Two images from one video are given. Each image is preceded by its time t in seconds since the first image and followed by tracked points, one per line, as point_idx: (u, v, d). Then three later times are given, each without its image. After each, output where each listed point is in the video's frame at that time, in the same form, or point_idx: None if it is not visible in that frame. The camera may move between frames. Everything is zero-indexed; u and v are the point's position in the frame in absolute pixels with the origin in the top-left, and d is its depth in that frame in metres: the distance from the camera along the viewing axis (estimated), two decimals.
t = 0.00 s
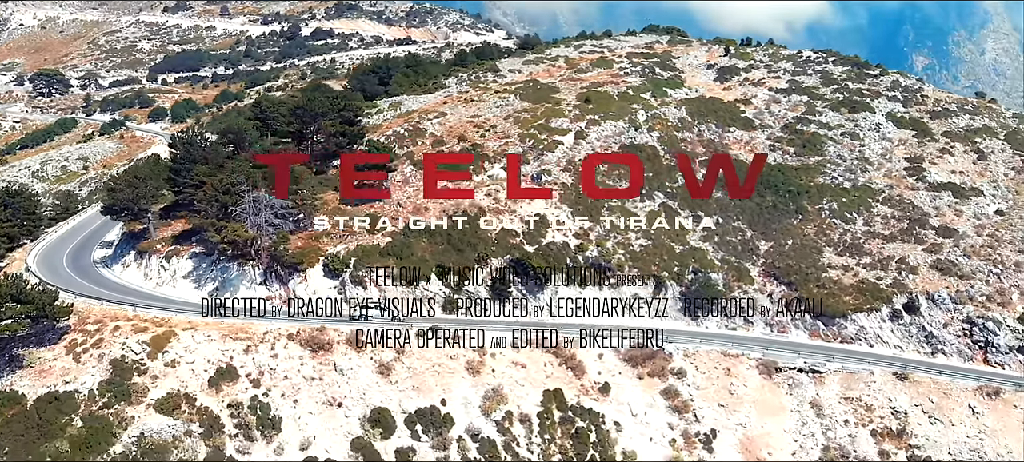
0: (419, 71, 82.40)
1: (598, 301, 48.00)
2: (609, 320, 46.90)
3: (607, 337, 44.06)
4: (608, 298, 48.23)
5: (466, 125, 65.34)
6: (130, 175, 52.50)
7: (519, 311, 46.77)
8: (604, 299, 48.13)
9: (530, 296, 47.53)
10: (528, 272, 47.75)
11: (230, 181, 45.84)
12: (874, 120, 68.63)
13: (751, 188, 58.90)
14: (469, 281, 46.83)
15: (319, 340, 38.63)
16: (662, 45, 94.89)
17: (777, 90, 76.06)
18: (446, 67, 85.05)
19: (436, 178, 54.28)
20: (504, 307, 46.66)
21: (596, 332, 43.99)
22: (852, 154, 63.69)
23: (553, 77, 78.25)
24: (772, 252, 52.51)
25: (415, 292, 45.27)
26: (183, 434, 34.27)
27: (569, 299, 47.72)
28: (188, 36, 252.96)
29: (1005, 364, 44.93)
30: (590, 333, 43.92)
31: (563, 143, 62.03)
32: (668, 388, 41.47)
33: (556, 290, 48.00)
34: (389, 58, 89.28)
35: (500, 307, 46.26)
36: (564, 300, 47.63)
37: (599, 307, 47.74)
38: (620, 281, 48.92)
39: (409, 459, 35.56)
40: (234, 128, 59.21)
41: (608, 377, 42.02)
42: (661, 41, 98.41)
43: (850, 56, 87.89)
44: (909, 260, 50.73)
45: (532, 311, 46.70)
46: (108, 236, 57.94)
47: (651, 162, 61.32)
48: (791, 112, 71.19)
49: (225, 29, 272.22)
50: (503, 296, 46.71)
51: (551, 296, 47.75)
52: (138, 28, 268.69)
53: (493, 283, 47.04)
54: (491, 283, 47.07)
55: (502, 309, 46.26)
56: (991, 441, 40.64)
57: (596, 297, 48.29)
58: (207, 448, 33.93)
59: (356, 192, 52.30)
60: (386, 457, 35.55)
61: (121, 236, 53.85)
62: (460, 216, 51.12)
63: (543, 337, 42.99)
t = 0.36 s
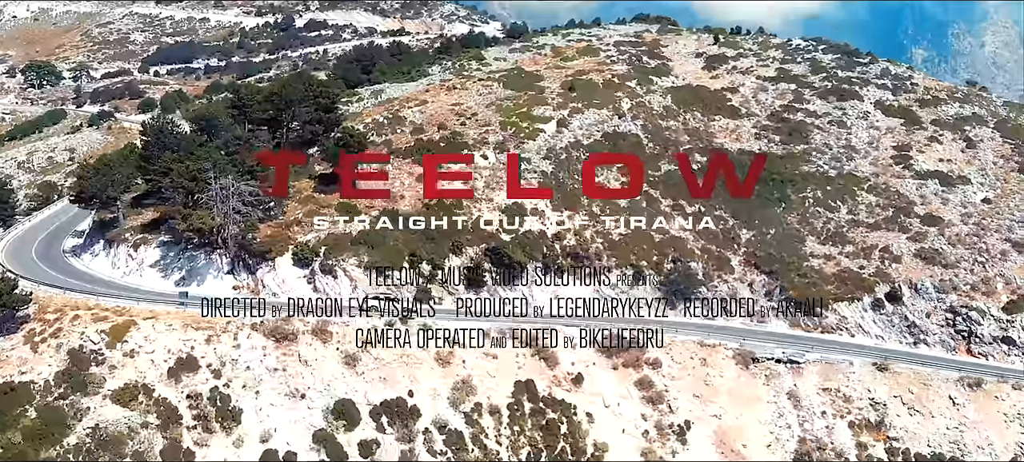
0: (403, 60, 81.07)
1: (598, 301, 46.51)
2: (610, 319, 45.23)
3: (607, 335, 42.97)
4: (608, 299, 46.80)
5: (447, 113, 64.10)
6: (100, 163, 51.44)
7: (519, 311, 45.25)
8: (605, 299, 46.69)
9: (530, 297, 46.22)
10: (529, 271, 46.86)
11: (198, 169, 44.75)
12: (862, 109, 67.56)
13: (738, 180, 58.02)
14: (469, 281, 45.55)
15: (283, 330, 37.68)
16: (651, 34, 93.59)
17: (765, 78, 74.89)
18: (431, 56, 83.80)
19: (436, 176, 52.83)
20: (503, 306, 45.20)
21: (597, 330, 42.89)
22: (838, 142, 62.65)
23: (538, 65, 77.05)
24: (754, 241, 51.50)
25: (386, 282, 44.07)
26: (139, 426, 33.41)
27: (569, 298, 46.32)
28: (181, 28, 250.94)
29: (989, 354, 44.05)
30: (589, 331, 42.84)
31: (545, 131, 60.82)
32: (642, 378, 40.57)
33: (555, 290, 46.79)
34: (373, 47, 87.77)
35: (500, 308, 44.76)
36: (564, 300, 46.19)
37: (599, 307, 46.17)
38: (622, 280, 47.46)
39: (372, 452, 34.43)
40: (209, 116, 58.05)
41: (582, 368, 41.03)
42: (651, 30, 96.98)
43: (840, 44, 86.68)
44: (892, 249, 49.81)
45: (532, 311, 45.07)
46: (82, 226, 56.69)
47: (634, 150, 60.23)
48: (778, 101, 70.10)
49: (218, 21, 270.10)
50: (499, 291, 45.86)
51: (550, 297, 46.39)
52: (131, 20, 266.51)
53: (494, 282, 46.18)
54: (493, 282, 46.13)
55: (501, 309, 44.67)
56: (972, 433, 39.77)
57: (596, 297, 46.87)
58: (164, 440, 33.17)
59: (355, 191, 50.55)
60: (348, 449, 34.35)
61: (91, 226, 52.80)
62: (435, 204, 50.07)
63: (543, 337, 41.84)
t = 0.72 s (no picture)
0: (386, 48, 79.84)
1: (598, 302, 44.80)
2: (585, 309, 44.37)
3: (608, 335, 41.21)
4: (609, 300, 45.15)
5: (427, 100, 62.91)
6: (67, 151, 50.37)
7: (519, 312, 42.69)
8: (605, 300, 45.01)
9: (529, 297, 45.10)
10: (528, 271, 46.09)
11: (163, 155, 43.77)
12: (850, 97, 66.49)
13: (739, 179, 55.94)
14: (469, 282, 44.98)
15: (245, 319, 36.76)
16: (640, 22, 92.33)
17: (753, 67, 73.75)
18: (415, 44, 82.56)
19: (436, 176, 50.91)
20: (503, 308, 42.42)
21: (597, 329, 41.16)
22: (824, 130, 61.63)
23: (523, 53, 75.83)
24: (735, 231, 50.51)
25: (356, 272, 43.04)
26: (93, 417, 32.67)
27: (569, 300, 44.69)
28: (174, 19, 248.90)
29: (971, 345, 43.19)
30: (590, 330, 41.15)
31: (526, 118, 59.59)
32: (616, 369, 39.66)
33: (553, 291, 45.74)
34: (358, 35, 86.46)
35: (499, 308, 41.96)
36: (564, 301, 44.54)
37: (599, 308, 44.42)
38: (621, 280, 46.53)
39: (333, 444, 33.77)
40: (181, 104, 56.85)
41: (554, 358, 40.02)
42: (640, 18, 95.67)
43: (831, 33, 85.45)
44: (875, 238, 48.88)
45: (532, 312, 42.48)
46: (53, 216, 55.69)
47: (616, 138, 59.15)
48: (765, 89, 69.01)
49: (212, 12, 267.97)
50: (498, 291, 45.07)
51: (549, 298, 45.20)
52: (124, 10, 264.21)
53: (494, 282, 45.45)
54: (493, 283, 45.41)
55: (501, 309, 41.98)
56: (951, 425, 38.93)
57: (571, 287, 45.99)
58: (119, 431, 32.47)
59: (354, 191, 48.71)
60: (309, 442, 33.71)
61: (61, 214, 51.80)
62: (409, 193, 49.04)
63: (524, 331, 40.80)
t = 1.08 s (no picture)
0: (369, 37, 78.63)
1: (598, 301, 42.62)
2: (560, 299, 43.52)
3: (606, 336, 40.05)
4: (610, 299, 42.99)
5: (407, 88, 61.71)
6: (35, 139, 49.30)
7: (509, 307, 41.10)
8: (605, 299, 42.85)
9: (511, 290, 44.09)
10: (529, 270, 45.11)
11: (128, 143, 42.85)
12: (837, 85, 65.40)
13: (739, 177, 53.90)
14: (469, 282, 44.09)
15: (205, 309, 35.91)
16: (628, 11, 91.05)
17: (740, 55, 72.62)
18: (399, 32, 81.33)
19: (434, 176, 48.64)
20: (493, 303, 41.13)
21: (597, 329, 39.93)
22: (810, 118, 60.59)
23: (508, 41, 74.67)
24: (716, 220, 49.50)
25: (325, 261, 42.02)
26: (44, 408, 31.74)
27: (569, 298, 42.60)
28: (167, 10, 246.77)
29: (954, 335, 42.05)
30: (589, 330, 39.88)
31: (506, 106, 58.38)
32: (588, 360, 38.77)
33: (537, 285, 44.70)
34: (341, 24, 85.23)
35: (480, 300, 40.92)
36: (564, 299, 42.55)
37: (599, 307, 42.25)
38: (621, 280, 45.34)
39: (293, 437, 32.82)
40: (154, 91, 55.73)
41: (526, 348, 38.97)
42: (629, 7, 94.43)
43: (821, 21, 84.26)
44: (858, 226, 47.95)
45: (522, 307, 40.92)
46: (23, 205, 54.55)
47: (598, 126, 58.09)
48: (752, 78, 67.94)
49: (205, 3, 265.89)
50: (497, 290, 43.60)
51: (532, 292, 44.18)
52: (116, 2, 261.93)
53: (494, 282, 44.38)
54: (493, 283, 44.28)
55: (500, 309, 40.44)
56: (929, 417, 38.05)
57: (546, 278, 45.12)
58: (71, 423, 31.54)
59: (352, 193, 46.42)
60: (268, 435, 32.78)
61: (28, 204, 50.69)
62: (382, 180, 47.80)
63: (495, 319, 39.71)
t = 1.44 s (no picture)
0: (352, 24, 77.38)
1: (597, 300, 40.48)
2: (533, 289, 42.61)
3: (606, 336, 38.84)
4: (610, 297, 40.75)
5: (385, 75, 60.55)
6: None
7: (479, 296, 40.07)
8: (605, 298, 40.73)
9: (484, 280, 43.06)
10: (528, 270, 43.93)
11: (91, 129, 41.99)
12: (825, 73, 64.31)
13: (739, 177, 51.79)
14: (469, 283, 42.78)
15: (164, 299, 35.03)
16: None
17: (727, 43, 71.43)
18: (382, 20, 80.10)
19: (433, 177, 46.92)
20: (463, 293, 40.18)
21: (597, 330, 38.74)
22: (795, 106, 59.53)
23: (491, 29, 73.47)
24: (696, 208, 48.47)
25: (293, 250, 40.99)
26: None
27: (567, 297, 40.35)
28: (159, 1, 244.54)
29: (935, 325, 41.20)
30: (589, 330, 38.71)
31: (486, 93, 57.11)
32: (559, 351, 37.87)
33: (511, 274, 43.59)
34: (324, 12, 83.94)
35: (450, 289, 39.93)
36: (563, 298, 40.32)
37: (599, 307, 40.15)
38: (622, 280, 44.13)
39: (249, 429, 32.05)
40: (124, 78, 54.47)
41: (495, 338, 37.94)
42: None
43: (811, 9, 83.09)
44: (840, 215, 47.04)
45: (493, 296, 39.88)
46: None
47: (579, 114, 56.99)
48: (738, 66, 66.82)
49: None
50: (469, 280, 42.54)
51: (505, 282, 43.17)
52: None
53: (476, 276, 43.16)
54: (493, 284, 42.96)
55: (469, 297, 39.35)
56: (907, 409, 37.24)
57: (521, 267, 43.99)
58: (20, 415, 30.67)
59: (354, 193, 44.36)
60: (224, 427, 32.03)
61: None
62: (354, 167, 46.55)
63: (464, 309, 38.64)
